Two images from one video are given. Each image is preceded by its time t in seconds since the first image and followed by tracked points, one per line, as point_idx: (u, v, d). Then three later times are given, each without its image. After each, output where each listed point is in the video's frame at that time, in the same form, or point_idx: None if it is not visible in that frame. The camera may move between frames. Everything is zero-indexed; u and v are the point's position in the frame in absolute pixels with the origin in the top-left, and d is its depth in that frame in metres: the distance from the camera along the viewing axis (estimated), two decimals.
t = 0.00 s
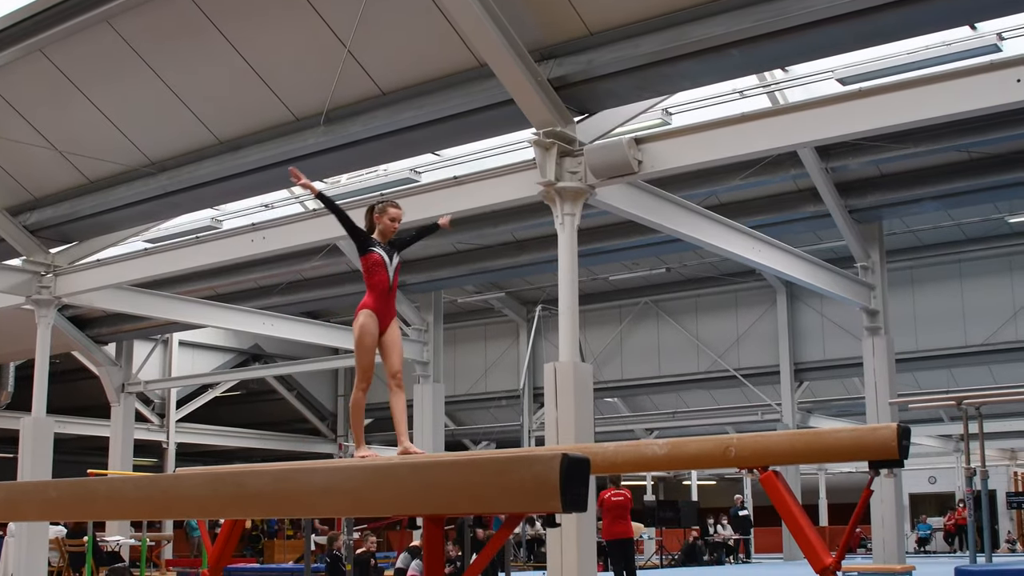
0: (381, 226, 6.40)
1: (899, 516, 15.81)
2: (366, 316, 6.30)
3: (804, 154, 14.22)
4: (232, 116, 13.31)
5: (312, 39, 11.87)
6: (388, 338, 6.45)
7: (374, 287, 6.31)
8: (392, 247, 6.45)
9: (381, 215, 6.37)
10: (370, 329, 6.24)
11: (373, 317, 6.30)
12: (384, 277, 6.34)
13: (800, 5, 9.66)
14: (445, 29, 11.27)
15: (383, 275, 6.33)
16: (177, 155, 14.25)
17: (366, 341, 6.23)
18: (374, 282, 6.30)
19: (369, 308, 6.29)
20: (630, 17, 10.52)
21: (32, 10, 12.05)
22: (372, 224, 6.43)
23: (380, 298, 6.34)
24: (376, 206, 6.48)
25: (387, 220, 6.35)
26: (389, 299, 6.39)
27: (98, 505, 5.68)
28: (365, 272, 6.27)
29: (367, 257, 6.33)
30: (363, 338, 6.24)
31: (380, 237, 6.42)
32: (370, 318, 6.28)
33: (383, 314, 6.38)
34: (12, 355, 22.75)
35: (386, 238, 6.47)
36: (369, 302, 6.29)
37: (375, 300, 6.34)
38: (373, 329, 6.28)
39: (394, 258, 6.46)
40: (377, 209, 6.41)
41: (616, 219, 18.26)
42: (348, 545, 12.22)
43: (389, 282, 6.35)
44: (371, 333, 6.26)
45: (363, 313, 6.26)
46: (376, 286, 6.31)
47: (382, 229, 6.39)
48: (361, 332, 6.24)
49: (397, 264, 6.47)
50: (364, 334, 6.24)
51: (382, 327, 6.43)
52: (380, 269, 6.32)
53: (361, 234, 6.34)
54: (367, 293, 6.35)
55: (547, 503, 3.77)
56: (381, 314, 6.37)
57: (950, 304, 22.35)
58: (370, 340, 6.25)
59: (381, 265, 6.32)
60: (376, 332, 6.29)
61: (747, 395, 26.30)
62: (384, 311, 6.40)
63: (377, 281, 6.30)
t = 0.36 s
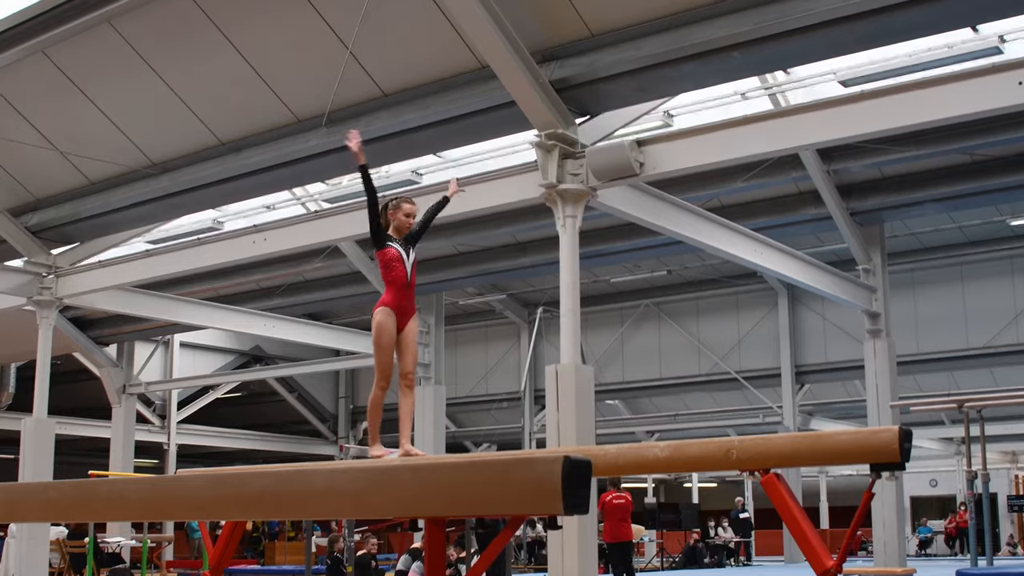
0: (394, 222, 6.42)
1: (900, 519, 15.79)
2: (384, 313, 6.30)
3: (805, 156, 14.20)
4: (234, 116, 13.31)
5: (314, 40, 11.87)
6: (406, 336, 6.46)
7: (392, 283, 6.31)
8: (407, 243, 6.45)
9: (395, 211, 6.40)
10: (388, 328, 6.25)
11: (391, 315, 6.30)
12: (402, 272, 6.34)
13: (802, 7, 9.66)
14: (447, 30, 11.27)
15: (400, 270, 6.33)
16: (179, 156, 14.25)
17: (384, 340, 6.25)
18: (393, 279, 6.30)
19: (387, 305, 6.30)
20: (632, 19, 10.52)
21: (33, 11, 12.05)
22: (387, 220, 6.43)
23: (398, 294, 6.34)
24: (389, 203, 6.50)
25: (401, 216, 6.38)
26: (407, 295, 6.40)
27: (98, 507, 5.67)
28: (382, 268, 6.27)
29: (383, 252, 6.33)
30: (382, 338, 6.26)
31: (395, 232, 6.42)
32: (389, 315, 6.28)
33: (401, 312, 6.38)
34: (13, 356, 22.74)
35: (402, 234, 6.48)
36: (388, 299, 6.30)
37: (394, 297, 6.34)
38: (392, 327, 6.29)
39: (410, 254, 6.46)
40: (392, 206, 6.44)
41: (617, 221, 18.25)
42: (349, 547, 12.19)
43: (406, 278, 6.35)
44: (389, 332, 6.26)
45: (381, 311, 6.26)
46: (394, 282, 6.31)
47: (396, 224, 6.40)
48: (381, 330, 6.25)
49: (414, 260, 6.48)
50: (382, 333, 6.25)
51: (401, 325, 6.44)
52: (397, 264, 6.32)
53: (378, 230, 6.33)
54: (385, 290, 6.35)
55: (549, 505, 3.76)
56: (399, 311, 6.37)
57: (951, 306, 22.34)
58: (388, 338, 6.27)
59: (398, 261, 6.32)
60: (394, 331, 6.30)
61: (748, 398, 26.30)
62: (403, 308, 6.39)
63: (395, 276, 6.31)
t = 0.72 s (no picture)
0: (398, 224, 6.42)
1: (899, 523, 15.79)
2: (388, 316, 6.31)
3: (805, 161, 14.22)
4: (234, 120, 13.32)
5: (314, 43, 11.88)
6: (409, 338, 6.48)
7: (395, 286, 6.32)
8: (411, 245, 6.46)
9: (397, 214, 6.40)
10: (391, 331, 6.26)
11: (394, 318, 6.31)
12: (406, 274, 6.35)
13: (802, 12, 9.68)
14: (447, 34, 11.29)
15: (404, 272, 6.34)
16: (179, 159, 14.26)
17: (387, 343, 6.27)
18: (396, 281, 6.32)
19: (390, 308, 6.31)
20: (633, 23, 10.53)
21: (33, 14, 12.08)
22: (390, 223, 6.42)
23: (401, 297, 6.35)
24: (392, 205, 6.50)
25: (404, 218, 6.38)
26: (410, 297, 6.41)
27: (98, 509, 5.67)
28: (385, 270, 6.28)
29: (386, 255, 6.34)
30: (385, 341, 6.28)
31: (398, 235, 6.43)
32: (392, 319, 6.29)
33: (404, 314, 6.39)
34: (12, 358, 22.75)
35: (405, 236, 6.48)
36: (391, 302, 6.31)
37: (397, 300, 6.35)
38: (395, 330, 6.31)
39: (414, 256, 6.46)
40: (393, 209, 6.42)
41: (617, 224, 18.27)
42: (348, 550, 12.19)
43: (409, 280, 6.36)
44: (392, 335, 6.28)
45: (384, 314, 6.28)
46: (397, 285, 6.32)
47: (400, 227, 6.40)
48: (384, 334, 6.27)
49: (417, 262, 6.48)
50: (386, 336, 6.27)
51: (403, 328, 6.45)
52: (400, 266, 6.33)
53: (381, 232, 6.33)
54: (388, 293, 6.36)
55: (548, 508, 3.76)
56: (402, 314, 6.38)
57: (950, 311, 22.35)
58: (391, 341, 6.29)
59: (401, 262, 6.33)
60: (397, 334, 6.31)
61: (747, 402, 26.30)
62: (406, 310, 6.41)
63: (397, 278, 6.32)
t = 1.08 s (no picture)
0: (396, 227, 6.41)
1: (900, 524, 15.79)
2: (386, 319, 6.30)
3: (805, 163, 14.22)
4: (235, 122, 13.33)
5: (315, 45, 11.89)
6: (408, 342, 6.48)
7: (393, 288, 6.31)
8: (409, 248, 6.45)
9: (396, 217, 6.40)
10: (390, 334, 6.26)
11: (392, 321, 6.30)
12: (403, 277, 6.33)
13: (802, 14, 9.68)
14: (447, 36, 11.30)
15: (402, 274, 6.33)
16: (179, 162, 14.27)
17: (386, 346, 6.26)
18: (394, 284, 6.31)
19: (388, 311, 6.30)
20: (633, 25, 10.54)
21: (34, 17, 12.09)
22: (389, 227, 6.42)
23: (399, 299, 6.34)
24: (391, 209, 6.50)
25: (402, 222, 6.38)
26: (408, 301, 6.40)
27: (98, 512, 5.67)
28: (383, 273, 6.27)
29: (384, 257, 6.33)
30: (384, 344, 6.27)
31: (397, 238, 6.43)
32: (390, 322, 6.29)
33: (402, 317, 6.38)
34: (12, 361, 22.74)
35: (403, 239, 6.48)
36: (388, 305, 6.30)
37: (395, 303, 6.34)
38: (393, 333, 6.30)
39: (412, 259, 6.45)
40: (392, 212, 6.43)
41: (617, 227, 18.27)
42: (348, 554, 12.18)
43: (407, 283, 6.35)
44: (390, 338, 6.27)
45: (382, 317, 6.27)
46: (395, 288, 6.31)
47: (398, 230, 6.39)
48: (383, 337, 6.26)
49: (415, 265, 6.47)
50: (384, 338, 6.27)
51: (401, 331, 6.44)
52: (398, 268, 6.32)
53: (379, 235, 6.33)
54: (386, 296, 6.35)
55: (548, 511, 3.76)
56: (400, 317, 6.37)
57: (951, 313, 22.35)
58: (390, 344, 6.29)
59: (400, 265, 6.32)
60: (395, 337, 6.31)
61: (748, 404, 26.28)
62: (404, 313, 6.40)
63: (395, 280, 6.31)
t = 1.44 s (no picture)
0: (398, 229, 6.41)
1: (903, 525, 15.78)
2: (387, 320, 6.29)
3: (807, 164, 14.21)
4: (237, 124, 13.34)
5: (316, 47, 11.91)
6: (409, 342, 6.48)
7: (394, 290, 6.30)
8: (410, 249, 6.45)
9: (398, 220, 6.39)
10: (391, 335, 6.25)
11: (393, 323, 6.30)
12: (404, 278, 6.33)
13: (804, 15, 9.69)
14: (449, 37, 11.31)
15: (403, 276, 6.33)
16: (182, 163, 14.28)
17: (387, 348, 6.26)
18: (395, 286, 6.31)
19: (389, 312, 6.29)
20: (635, 26, 10.55)
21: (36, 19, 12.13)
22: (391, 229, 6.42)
23: (400, 301, 6.34)
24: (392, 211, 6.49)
25: (405, 224, 6.37)
26: (409, 303, 6.41)
27: (102, 513, 5.68)
28: (384, 275, 6.27)
29: (385, 259, 6.32)
30: (385, 346, 6.26)
31: (398, 240, 6.43)
32: (391, 323, 6.28)
33: (402, 318, 6.38)
34: (15, 362, 22.76)
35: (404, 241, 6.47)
36: (389, 307, 6.30)
37: (396, 304, 6.33)
38: (395, 335, 6.30)
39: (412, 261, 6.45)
40: (394, 214, 6.42)
41: (619, 228, 18.26)
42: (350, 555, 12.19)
43: (408, 284, 6.35)
44: (392, 340, 6.26)
45: (384, 319, 6.26)
46: (395, 289, 6.31)
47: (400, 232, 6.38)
48: (383, 338, 6.26)
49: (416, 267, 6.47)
50: (386, 340, 6.26)
51: (402, 332, 6.44)
52: (399, 270, 6.32)
53: (380, 236, 6.32)
54: (387, 297, 6.34)
55: (551, 512, 3.75)
56: (400, 318, 6.37)
57: (953, 314, 22.32)
58: (391, 345, 6.29)
59: (401, 267, 6.32)
60: (396, 338, 6.31)
61: (751, 405, 26.28)
62: (404, 314, 6.39)
63: (396, 282, 6.31)
